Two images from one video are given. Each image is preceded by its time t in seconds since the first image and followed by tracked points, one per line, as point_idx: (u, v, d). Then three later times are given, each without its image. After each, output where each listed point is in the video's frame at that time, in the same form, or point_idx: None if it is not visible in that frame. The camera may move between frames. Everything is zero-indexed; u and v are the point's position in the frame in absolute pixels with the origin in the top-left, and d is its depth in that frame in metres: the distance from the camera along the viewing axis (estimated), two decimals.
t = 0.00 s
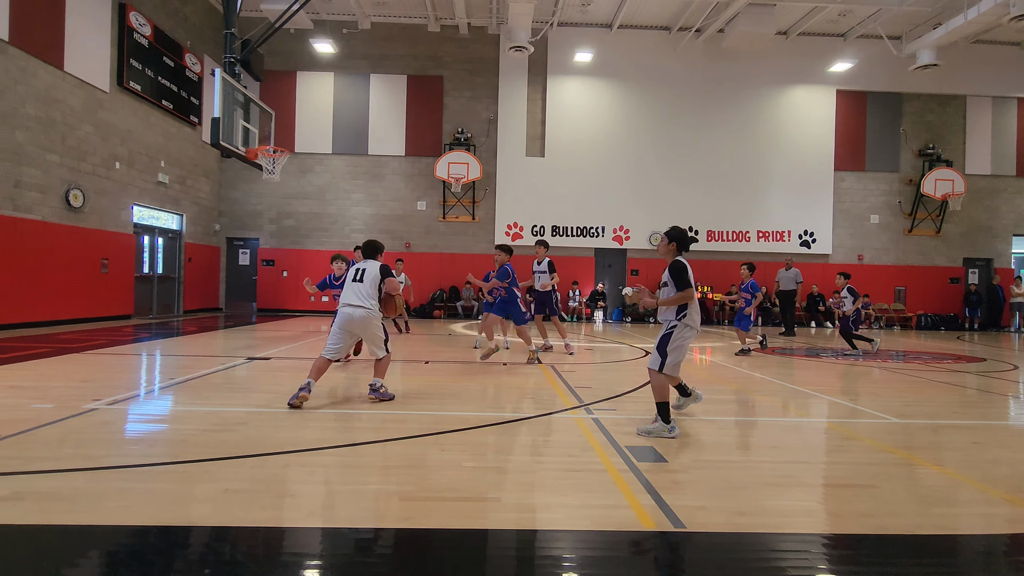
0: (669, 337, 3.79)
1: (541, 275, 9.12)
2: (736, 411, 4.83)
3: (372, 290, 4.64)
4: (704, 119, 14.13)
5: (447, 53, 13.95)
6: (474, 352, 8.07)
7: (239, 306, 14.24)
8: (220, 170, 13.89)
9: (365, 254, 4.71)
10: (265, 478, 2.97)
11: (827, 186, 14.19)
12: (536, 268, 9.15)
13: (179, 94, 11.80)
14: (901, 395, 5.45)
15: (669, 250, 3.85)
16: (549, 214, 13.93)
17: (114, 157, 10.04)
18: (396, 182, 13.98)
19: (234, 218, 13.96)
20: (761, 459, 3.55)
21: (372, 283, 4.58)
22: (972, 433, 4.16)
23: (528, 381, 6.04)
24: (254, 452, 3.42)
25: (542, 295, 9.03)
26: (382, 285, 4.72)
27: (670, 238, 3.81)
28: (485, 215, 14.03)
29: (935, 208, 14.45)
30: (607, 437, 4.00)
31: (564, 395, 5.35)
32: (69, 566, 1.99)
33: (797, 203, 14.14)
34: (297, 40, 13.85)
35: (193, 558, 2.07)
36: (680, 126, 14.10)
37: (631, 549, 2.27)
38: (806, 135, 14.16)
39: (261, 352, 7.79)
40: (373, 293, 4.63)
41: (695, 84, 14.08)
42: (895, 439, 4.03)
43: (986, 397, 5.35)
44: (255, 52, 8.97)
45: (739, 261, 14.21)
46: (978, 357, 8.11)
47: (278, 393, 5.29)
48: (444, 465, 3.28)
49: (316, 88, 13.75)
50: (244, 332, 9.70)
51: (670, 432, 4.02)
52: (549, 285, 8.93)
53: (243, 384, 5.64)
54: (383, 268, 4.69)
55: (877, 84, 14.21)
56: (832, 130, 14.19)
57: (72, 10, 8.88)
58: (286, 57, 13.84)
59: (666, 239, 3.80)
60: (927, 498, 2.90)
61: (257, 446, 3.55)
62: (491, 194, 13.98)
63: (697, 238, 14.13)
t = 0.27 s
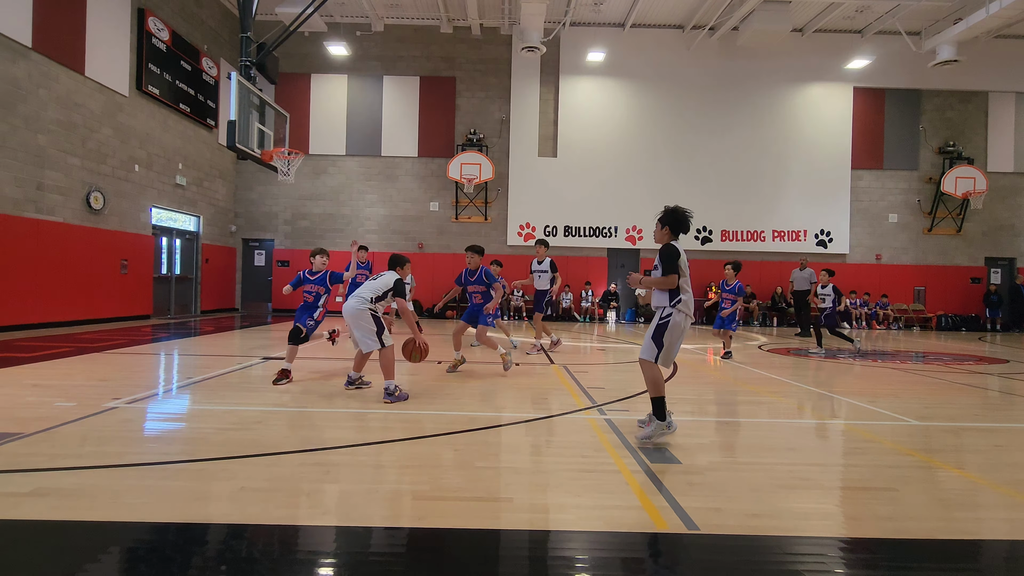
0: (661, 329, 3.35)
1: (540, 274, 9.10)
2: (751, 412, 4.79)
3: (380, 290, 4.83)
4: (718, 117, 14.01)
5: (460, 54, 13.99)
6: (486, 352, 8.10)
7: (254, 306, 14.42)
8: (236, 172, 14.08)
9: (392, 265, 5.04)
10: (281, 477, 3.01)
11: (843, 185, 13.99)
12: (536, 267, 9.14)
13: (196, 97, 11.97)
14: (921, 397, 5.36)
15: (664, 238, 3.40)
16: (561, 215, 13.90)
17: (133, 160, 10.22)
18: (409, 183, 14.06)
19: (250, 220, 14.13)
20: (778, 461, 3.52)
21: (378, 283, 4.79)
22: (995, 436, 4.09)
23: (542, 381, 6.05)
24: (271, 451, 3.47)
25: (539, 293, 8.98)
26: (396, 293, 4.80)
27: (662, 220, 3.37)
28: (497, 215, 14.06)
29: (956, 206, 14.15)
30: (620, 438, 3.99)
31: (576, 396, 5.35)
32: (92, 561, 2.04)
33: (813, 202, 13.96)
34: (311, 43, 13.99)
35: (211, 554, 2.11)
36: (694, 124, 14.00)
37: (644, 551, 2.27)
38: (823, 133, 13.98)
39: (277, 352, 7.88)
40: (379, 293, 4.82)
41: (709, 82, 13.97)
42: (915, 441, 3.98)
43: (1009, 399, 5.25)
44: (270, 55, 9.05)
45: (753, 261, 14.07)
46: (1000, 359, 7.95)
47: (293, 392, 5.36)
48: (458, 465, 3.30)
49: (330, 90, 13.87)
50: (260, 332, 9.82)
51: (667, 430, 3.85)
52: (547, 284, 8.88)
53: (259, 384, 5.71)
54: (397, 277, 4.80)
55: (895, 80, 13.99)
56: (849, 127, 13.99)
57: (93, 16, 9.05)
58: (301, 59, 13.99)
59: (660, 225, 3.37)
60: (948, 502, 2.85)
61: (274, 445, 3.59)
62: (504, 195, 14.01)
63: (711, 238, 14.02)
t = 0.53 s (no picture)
0: (652, 343, 3.19)
1: (534, 273, 8.97)
2: (760, 413, 4.76)
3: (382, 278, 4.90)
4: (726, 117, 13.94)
5: (467, 55, 14.02)
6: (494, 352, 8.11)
7: (263, 307, 14.51)
8: (245, 173, 14.18)
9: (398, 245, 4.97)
10: (289, 476, 3.02)
11: (853, 184, 13.87)
12: (530, 267, 9.04)
13: (205, 99, 12.06)
14: (932, 398, 5.31)
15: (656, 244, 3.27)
16: (568, 215, 13.88)
17: (143, 162, 10.32)
18: (416, 184, 14.09)
19: (259, 221, 14.22)
20: (788, 462, 3.49)
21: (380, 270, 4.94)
22: (1008, 437, 4.04)
23: (549, 381, 6.05)
24: (280, 450, 3.49)
25: (532, 292, 8.81)
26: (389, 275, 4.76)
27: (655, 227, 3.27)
28: (504, 216, 14.07)
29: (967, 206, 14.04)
30: (628, 438, 3.99)
31: (583, 396, 5.35)
32: (102, 559, 2.05)
33: (822, 202, 13.86)
34: (319, 44, 14.07)
35: (220, 554, 2.12)
36: (701, 124, 13.93)
37: (652, 552, 2.26)
38: (832, 132, 13.88)
39: (285, 352, 7.93)
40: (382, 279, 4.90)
41: (717, 81, 13.91)
42: (926, 443, 3.93)
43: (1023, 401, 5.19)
44: (279, 57, 9.09)
45: (761, 261, 13.99)
46: (1014, 360, 7.85)
47: (302, 392, 5.39)
48: (465, 465, 3.30)
49: (338, 92, 13.93)
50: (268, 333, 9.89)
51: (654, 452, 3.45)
52: (542, 282, 8.75)
53: (268, 384, 5.74)
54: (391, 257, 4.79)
55: (906, 78, 13.85)
56: (858, 127, 13.88)
57: (103, 19, 9.14)
58: (308, 61, 14.07)
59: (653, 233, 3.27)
60: (961, 505, 2.82)
61: (283, 445, 3.62)
62: (511, 195, 14.01)
63: (719, 238, 13.96)
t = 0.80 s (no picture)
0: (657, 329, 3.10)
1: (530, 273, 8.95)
2: (761, 413, 4.76)
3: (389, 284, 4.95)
4: (727, 116, 13.93)
5: (468, 56, 14.02)
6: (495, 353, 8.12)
7: (264, 307, 14.52)
8: (246, 174, 14.19)
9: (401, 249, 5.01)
10: (291, 477, 3.03)
11: (854, 184, 13.86)
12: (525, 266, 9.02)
13: (206, 100, 12.08)
14: (934, 398, 5.30)
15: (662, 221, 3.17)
16: (569, 215, 13.89)
17: (144, 163, 10.34)
18: (417, 184, 14.10)
19: (260, 221, 14.24)
20: (789, 462, 3.50)
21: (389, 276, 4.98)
22: (1009, 437, 4.04)
23: (550, 382, 6.06)
24: (281, 451, 3.50)
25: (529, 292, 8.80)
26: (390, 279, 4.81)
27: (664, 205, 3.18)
28: (505, 216, 14.08)
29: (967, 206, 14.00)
30: (629, 438, 4.00)
31: (585, 397, 5.35)
32: (105, 560, 2.06)
33: (823, 202, 13.85)
34: (320, 45, 14.08)
35: (223, 554, 2.13)
36: (703, 124, 13.93)
37: (653, 553, 2.26)
38: (833, 131, 13.86)
39: (287, 352, 7.94)
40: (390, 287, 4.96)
41: (718, 81, 13.89)
42: (928, 443, 3.93)
43: None
44: (280, 58, 9.08)
45: (762, 261, 13.98)
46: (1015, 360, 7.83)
47: (304, 393, 5.40)
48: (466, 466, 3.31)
49: (339, 92, 13.94)
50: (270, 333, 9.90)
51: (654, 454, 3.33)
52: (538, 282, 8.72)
53: (270, 384, 5.75)
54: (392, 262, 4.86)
55: (907, 78, 13.84)
56: (860, 126, 13.87)
57: (104, 20, 9.15)
58: (310, 62, 14.08)
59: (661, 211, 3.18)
60: (962, 505, 2.82)
61: (285, 445, 3.62)
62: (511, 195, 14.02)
63: (720, 238, 13.95)
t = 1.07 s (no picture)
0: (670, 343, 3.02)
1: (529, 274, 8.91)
2: (758, 413, 4.78)
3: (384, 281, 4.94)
4: (724, 117, 13.96)
5: (466, 56, 14.02)
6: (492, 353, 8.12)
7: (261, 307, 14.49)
8: (243, 173, 14.16)
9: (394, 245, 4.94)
10: (288, 477, 3.02)
11: (850, 184, 13.91)
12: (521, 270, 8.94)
13: (202, 99, 12.04)
14: (929, 397, 5.32)
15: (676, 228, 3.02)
16: (566, 215, 13.90)
17: (140, 162, 10.30)
18: (414, 184, 14.09)
19: (257, 221, 14.21)
20: (785, 462, 3.50)
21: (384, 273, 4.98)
22: (1004, 436, 4.06)
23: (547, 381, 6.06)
24: (279, 451, 3.49)
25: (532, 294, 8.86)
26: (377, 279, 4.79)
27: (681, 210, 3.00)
28: (502, 216, 14.08)
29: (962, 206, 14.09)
30: (626, 438, 4.00)
31: (582, 396, 5.35)
32: (100, 561, 2.06)
33: (819, 202, 13.90)
34: (317, 44, 14.05)
35: (219, 556, 2.13)
36: (699, 124, 13.96)
37: (649, 552, 2.27)
38: (830, 132, 13.91)
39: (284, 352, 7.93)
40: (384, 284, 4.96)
41: (714, 81, 13.93)
42: (923, 442, 3.95)
43: (1019, 400, 5.20)
44: (276, 58, 9.04)
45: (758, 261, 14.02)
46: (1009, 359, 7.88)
47: (301, 393, 5.39)
48: (464, 466, 3.30)
49: (336, 92, 13.92)
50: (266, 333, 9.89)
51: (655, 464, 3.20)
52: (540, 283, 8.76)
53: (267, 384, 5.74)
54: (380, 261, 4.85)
55: (903, 79, 13.90)
56: (855, 127, 13.92)
57: (100, 19, 9.11)
58: (307, 61, 14.05)
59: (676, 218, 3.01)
60: (957, 504, 2.83)
61: (281, 445, 3.61)
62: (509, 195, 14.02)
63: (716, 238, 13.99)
